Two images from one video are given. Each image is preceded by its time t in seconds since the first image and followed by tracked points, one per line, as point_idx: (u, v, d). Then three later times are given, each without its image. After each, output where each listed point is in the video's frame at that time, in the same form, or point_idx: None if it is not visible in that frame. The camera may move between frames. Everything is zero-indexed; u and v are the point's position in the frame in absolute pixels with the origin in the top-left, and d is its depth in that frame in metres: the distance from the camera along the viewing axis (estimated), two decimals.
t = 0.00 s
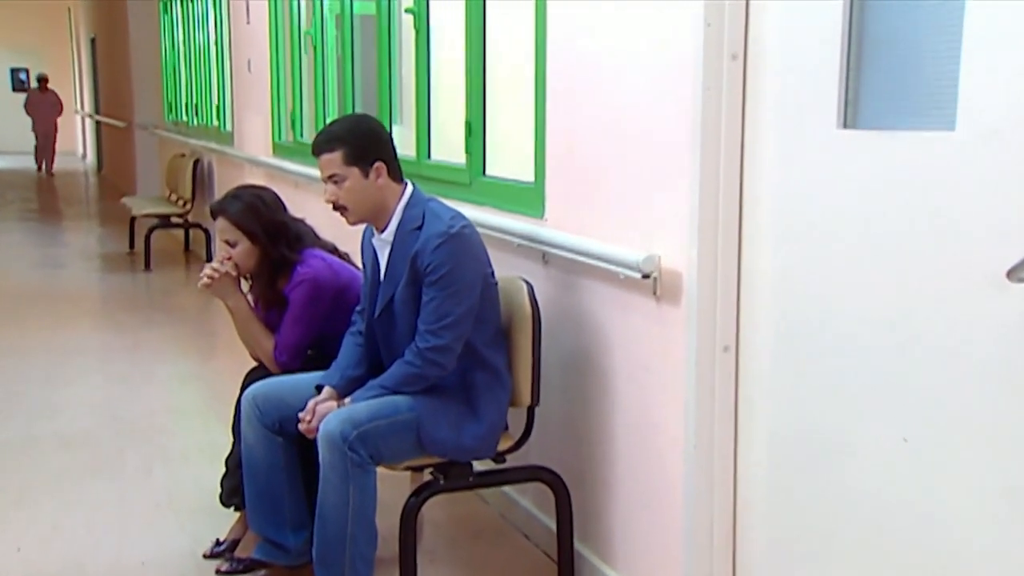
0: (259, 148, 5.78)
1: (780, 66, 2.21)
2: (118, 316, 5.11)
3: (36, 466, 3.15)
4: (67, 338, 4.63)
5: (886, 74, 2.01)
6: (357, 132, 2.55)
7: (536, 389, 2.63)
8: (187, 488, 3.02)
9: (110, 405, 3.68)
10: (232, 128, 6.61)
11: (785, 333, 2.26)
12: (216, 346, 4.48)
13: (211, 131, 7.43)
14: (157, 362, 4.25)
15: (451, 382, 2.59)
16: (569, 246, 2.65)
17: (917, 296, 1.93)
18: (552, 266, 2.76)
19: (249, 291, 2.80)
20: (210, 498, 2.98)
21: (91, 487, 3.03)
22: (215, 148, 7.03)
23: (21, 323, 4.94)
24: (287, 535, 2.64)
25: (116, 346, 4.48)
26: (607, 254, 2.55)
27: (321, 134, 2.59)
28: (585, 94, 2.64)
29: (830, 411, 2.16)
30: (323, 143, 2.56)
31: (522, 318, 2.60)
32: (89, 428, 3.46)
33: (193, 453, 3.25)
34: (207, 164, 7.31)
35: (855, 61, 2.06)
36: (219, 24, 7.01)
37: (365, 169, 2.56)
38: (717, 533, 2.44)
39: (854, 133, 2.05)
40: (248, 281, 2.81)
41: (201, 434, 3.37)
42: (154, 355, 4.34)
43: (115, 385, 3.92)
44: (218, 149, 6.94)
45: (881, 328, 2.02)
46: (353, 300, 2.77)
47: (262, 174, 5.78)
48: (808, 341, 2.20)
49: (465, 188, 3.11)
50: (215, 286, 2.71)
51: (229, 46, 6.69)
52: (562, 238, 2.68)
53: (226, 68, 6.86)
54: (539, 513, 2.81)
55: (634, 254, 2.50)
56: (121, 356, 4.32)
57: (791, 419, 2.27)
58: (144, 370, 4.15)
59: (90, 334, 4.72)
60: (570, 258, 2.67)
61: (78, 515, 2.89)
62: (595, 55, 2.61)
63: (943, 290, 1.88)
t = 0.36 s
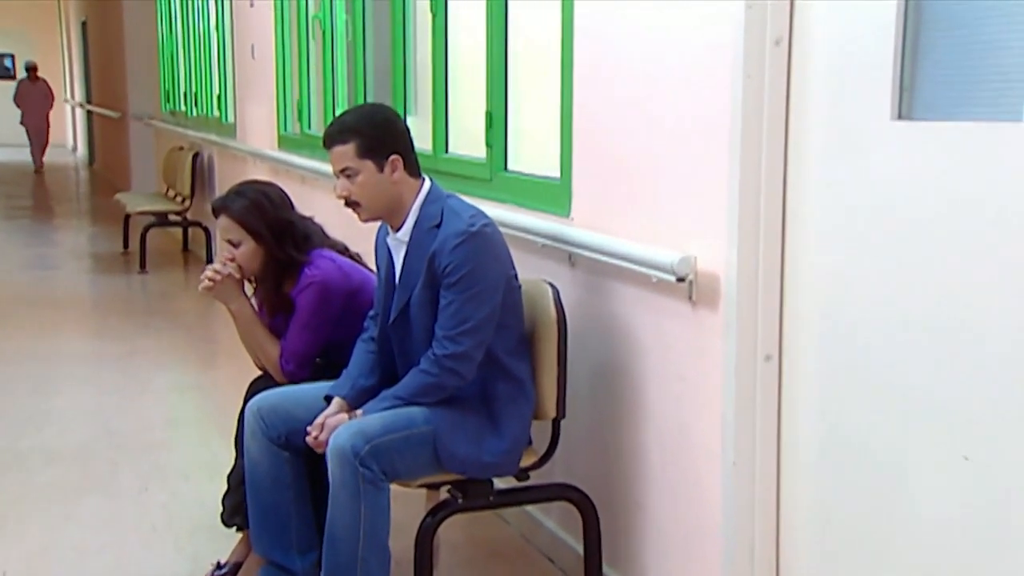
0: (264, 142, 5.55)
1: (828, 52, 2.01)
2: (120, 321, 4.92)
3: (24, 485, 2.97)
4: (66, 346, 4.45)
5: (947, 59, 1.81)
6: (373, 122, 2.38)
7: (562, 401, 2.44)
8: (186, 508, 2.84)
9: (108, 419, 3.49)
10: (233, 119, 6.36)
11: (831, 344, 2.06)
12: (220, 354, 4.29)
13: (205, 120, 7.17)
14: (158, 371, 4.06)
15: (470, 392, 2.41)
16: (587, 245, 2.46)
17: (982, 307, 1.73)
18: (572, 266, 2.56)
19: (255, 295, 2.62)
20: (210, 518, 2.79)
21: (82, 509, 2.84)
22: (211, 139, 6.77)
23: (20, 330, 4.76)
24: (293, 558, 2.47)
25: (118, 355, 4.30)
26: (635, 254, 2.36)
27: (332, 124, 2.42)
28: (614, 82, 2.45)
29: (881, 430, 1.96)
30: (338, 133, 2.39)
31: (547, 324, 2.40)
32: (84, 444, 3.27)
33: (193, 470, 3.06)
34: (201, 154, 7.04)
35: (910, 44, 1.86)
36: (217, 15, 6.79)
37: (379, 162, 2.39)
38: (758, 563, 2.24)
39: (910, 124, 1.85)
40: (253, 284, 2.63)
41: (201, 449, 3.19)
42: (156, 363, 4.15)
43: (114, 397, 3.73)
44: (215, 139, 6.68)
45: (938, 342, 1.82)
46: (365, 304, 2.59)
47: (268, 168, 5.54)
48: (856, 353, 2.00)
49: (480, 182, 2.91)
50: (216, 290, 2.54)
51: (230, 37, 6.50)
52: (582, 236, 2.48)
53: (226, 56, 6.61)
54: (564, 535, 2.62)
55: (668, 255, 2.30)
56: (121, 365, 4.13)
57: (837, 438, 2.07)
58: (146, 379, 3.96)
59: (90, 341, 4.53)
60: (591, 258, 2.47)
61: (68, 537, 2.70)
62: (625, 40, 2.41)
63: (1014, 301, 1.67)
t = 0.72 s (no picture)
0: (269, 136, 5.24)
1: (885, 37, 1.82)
2: (125, 328, 4.74)
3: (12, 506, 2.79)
4: (67, 355, 4.27)
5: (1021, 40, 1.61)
6: (390, 117, 2.22)
7: (592, 417, 2.25)
8: (185, 531, 2.65)
9: (106, 435, 3.30)
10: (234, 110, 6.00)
11: (885, 357, 1.86)
12: (227, 364, 4.11)
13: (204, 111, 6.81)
14: (163, 382, 3.87)
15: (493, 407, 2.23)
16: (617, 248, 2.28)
17: None
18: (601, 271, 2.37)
19: (262, 301, 2.44)
20: (211, 543, 2.60)
21: (74, 534, 2.65)
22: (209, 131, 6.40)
23: (21, 338, 4.58)
24: None
25: (121, 365, 4.11)
26: (670, 258, 2.17)
27: (344, 119, 2.25)
28: (652, 72, 2.25)
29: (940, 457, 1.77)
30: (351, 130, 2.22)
31: (576, 332, 2.22)
32: (79, 463, 3.09)
33: (194, 491, 2.88)
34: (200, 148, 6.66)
35: (980, 26, 1.66)
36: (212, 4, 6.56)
37: (395, 159, 2.21)
38: None
39: (980, 114, 1.65)
40: (260, 289, 2.45)
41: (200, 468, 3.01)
42: (161, 374, 3.96)
43: (114, 411, 3.55)
44: (216, 132, 6.31)
45: (1010, 357, 1.62)
46: (381, 312, 2.40)
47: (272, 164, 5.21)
48: (912, 368, 1.81)
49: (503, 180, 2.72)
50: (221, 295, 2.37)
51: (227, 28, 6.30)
52: (610, 238, 2.30)
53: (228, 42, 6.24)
54: (594, 562, 2.43)
55: (708, 259, 2.11)
56: (123, 376, 3.95)
57: (891, 462, 1.87)
58: (149, 391, 3.78)
59: (94, 350, 4.35)
60: (621, 262, 2.29)
61: (56, 564, 2.52)
62: (664, 26, 2.21)
63: None
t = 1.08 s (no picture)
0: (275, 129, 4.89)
1: (954, 21, 1.63)
2: (130, 337, 4.57)
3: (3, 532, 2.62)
4: (69, 366, 4.10)
5: None
6: (405, 113, 2.05)
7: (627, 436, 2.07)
8: (186, 560, 2.48)
9: (105, 456, 3.13)
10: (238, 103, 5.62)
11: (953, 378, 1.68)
12: (235, 376, 3.93)
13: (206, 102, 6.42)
14: (168, 396, 3.70)
15: (520, 425, 2.05)
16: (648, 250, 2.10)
17: None
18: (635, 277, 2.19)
19: (271, 309, 2.27)
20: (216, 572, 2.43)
21: (66, 564, 2.48)
22: (209, 124, 6.00)
23: (22, 348, 4.41)
24: None
25: (124, 377, 3.94)
26: (707, 262, 2.00)
27: (356, 114, 2.08)
28: (692, 63, 2.07)
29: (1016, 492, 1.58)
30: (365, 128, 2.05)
31: (610, 343, 2.05)
32: (75, 487, 2.92)
33: (197, 515, 2.71)
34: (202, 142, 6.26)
35: None
36: None
37: (414, 158, 2.04)
38: None
39: None
40: (269, 296, 2.28)
41: (205, 496, 2.84)
42: (166, 387, 3.79)
43: (115, 427, 3.37)
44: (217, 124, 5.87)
45: None
46: (399, 320, 2.23)
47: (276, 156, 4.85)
48: (985, 391, 1.62)
49: (531, 177, 2.54)
50: (226, 302, 2.20)
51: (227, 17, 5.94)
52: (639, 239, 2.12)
53: (231, 30, 5.83)
54: None
55: (755, 263, 1.92)
56: (126, 389, 3.78)
57: (959, 495, 1.68)
58: (153, 405, 3.61)
59: (98, 361, 4.18)
60: (654, 266, 2.11)
61: None
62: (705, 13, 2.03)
63: None
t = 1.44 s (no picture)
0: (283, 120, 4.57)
1: None
2: (129, 347, 4.40)
3: None
4: (58, 380, 3.92)
5: None
6: (423, 107, 1.89)
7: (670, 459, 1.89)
8: None
9: (98, 483, 2.96)
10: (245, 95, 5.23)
11: None
12: (239, 390, 3.76)
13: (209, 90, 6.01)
14: (167, 412, 3.53)
15: (552, 446, 1.87)
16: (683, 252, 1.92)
17: None
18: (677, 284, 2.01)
19: (280, 318, 2.09)
20: None
21: None
22: (212, 116, 5.60)
23: (22, 360, 4.25)
24: None
25: (120, 391, 3.77)
26: (746, 266, 1.81)
27: (367, 111, 1.92)
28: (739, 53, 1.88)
29: None
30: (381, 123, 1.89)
31: (650, 357, 1.87)
32: (65, 518, 2.75)
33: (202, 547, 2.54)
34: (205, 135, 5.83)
35: None
36: None
37: (433, 155, 1.88)
38: None
39: None
40: (277, 303, 2.11)
41: (208, 532, 2.68)
42: (164, 403, 3.62)
43: (110, 448, 3.20)
44: (222, 117, 5.45)
45: None
46: (419, 330, 2.06)
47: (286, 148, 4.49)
48: None
49: (560, 173, 2.36)
50: (231, 311, 2.03)
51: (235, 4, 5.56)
52: (673, 239, 1.94)
53: (236, 14, 5.41)
54: None
55: (810, 267, 1.74)
56: (122, 405, 3.61)
57: None
58: (152, 422, 3.43)
59: (92, 373, 4.01)
60: (696, 271, 1.93)
61: None
62: None
63: None
